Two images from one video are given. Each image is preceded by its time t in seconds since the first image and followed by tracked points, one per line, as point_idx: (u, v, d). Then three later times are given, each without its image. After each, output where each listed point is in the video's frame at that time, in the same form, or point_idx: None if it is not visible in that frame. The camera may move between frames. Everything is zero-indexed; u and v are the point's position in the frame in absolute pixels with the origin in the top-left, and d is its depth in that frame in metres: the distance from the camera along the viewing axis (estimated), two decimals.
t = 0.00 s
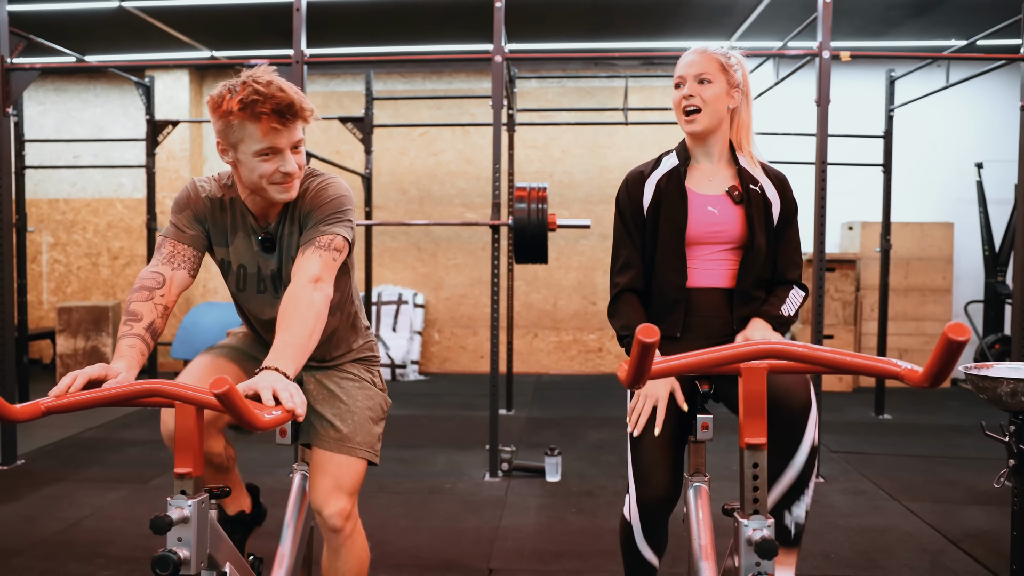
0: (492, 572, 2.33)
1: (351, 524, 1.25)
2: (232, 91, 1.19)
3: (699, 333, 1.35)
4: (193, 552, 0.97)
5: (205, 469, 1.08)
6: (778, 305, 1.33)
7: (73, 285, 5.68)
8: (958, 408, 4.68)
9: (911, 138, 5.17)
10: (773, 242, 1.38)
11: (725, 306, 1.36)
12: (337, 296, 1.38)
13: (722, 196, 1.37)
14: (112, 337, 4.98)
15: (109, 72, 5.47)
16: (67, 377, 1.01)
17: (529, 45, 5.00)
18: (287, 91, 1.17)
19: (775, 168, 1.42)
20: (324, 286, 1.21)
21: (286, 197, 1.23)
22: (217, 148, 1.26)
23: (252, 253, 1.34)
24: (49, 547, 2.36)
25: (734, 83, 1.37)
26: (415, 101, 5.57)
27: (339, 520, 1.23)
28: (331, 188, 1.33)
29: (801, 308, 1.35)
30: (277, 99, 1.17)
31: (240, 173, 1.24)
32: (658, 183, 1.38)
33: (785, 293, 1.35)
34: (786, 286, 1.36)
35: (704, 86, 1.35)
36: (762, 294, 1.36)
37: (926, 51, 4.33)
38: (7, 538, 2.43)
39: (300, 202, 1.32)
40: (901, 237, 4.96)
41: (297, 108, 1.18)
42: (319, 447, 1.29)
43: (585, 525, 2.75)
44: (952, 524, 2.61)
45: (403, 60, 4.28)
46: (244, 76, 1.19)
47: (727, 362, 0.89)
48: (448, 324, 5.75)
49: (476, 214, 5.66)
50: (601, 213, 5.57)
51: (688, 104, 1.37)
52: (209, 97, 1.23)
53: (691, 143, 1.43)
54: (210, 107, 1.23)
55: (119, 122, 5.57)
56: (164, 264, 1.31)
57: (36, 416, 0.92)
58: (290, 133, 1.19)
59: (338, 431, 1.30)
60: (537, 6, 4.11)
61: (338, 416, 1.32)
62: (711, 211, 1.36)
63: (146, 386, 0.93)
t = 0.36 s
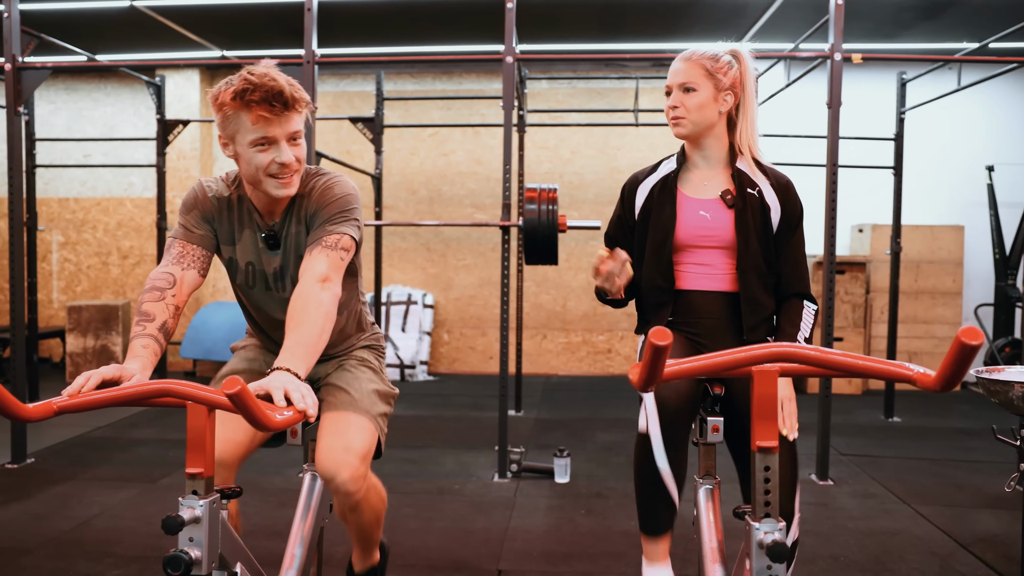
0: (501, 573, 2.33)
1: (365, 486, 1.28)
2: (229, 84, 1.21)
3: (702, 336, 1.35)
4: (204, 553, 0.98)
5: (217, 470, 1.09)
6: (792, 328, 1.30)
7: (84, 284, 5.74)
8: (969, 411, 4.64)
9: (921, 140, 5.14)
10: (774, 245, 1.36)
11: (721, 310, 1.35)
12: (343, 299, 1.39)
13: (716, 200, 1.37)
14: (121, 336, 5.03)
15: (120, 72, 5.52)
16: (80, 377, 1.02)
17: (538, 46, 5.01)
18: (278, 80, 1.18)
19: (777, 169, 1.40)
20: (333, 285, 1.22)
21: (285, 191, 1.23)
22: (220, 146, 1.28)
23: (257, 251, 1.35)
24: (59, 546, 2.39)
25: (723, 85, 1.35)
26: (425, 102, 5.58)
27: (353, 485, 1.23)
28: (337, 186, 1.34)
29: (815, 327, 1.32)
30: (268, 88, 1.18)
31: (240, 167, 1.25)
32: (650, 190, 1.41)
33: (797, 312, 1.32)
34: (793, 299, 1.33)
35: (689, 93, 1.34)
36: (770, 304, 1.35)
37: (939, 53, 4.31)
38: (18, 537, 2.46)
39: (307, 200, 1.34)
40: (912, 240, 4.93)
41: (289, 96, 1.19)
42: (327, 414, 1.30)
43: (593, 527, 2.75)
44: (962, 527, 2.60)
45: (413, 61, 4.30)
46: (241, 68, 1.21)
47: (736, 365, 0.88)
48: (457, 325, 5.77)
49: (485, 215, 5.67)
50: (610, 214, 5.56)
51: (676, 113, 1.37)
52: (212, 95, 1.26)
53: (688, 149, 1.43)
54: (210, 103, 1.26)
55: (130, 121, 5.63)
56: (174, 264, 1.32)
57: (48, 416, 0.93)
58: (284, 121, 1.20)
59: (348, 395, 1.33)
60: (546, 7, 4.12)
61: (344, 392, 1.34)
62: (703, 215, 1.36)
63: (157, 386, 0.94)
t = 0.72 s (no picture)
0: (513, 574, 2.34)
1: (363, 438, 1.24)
2: (259, 84, 1.22)
3: (723, 335, 1.35)
4: (221, 555, 0.99)
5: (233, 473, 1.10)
6: (797, 302, 1.32)
7: (92, 287, 5.78)
8: (978, 410, 4.62)
9: (929, 139, 5.11)
10: (797, 245, 1.38)
11: (746, 311, 1.36)
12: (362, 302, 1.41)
13: (746, 198, 1.37)
14: (129, 339, 5.06)
15: (127, 75, 5.56)
16: (95, 382, 1.03)
17: (545, 47, 5.01)
18: (309, 79, 1.20)
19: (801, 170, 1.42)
20: (355, 290, 1.23)
21: (313, 192, 1.24)
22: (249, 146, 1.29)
23: (281, 251, 1.36)
24: (70, 549, 2.41)
25: (754, 82, 1.38)
26: (432, 103, 5.59)
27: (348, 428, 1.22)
28: (366, 192, 1.35)
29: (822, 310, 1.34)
30: (300, 87, 1.19)
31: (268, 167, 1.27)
32: (680, 186, 1.40)
33: (804, 293, 1.34)
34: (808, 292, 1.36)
35: (722, 90, 1.35)
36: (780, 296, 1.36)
37: (946, 52, 4.28)
38: (30, 541, 2.48)
39: (334, 204, 1.35)
40: (919, 239, 4.90)
41: (320, 96, 1.20)
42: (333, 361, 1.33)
43: (604, 527, 2.75)
44: (973, 525, 2.59)
45: (419, 62, 4.32)
46: (272, 67, 1.22)
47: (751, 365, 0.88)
48: (466, 326, 5.78)
49: (493, 216, 5.68)
50: (618, 214, 5.56)
51: (708, 111, 1.37)
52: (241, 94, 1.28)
53: (715, 146, 1.44)
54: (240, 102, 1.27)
55: (136, 124, 5.67)
56: (192, 265, 1.33)
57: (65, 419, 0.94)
58: (314, 122, 1.21)
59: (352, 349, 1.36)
60: (551, 8, 4.12)
61: (349, 346, 1.36)
62: (734, 212, 1.36)
63: (173, 390, 0.95)
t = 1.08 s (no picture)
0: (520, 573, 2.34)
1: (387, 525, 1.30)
2: (240, 84, 1.22)
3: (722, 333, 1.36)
4: (232, 557, 0.99)
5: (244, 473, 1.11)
6: (811, 330, 1.31)
7: (95, 287, 5.80)
8: (984, 408, 4.60)
9: (934, 138, 5.09)
10: (795, 242, 1.37)
11: (742, 310, 1.36)
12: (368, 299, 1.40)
13: (736, 198, 1.37)
14: (133, 339, 5.08)
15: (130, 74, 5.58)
16: (105, 382, 1.03)
17: (549, 46, 5.01)
18: (287, 79, 1.19)
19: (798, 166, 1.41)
20: (355, 285, 1.23)
21: (298, 191, 1.24)
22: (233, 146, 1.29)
23: (276, 252, 1.37)
24: (76, 551, 2.42)
25: (752, 83, 1.36)
26: (437, 102, 5.60)
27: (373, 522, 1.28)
28: (356, 185, 1.35)
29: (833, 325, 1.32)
30: (278, 87, 1.18)
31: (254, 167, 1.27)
32: (670, 189, 1.40)
33: (815, 311, 1.32)
34: (812, 295, 1.35)
35: (719, 87, 1.34)
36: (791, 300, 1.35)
37: (951, 52, 4.27)
38: (35, 542, 2.49)
39: (324, 200, 1.35)
40: (924, 238, 4.89)
41: (299, 96, 1.19)
42: (351, 453, 1.31)
43: (611, 526, 2.75)
44: (978, 523, 2.58)
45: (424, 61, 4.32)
46: (253, 68, 1.21)
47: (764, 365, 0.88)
48: (471, 325, 5.78)
49: (497, 215, 5.69)
50: (624, 213, 5.55)
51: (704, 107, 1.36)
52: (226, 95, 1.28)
53: (708, 145, 1.43)
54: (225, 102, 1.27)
55: (139, 123, 5.69)
56: (193, 268, 1.34)
57: (75, 421, 0.94)
58: (294, 121, 1.20)
59: (372, 437, 1.31)
60: (555, 7, 4.12)
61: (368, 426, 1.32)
62: (724, 213, 1.37)
63: (184, 391, 0.95)
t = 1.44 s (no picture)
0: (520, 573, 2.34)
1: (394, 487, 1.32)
2: (242, 87, 1.20)
3: (735, 335, 1.36)
4: (235, 558, 0.99)
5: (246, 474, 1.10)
6: (814, 300, 1.35)
7: (88, 285, 5.78)
8: (978, 406, 4.62)
9: (930, 138, 5.10)
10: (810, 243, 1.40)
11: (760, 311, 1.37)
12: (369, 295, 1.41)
13: (758, 198, 1.37)
14: (127, 338, 5.06)
15: (125, 71, 5.56)
16: (107, 382, 1.02)
17: (546, 44, 5.00)
18: (288, 89, 1.17)
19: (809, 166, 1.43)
20: (358, 284, 1.23)
21: (296, 194, 1.25)
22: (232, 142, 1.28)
23: (278, 251, 1.36)
24: (73, 551, 2.41)
25: (774, 82, 1.37)
26: (433, 100, 5.59)
27: (382, 486, 1.28)
28: (358, 185, 1.35)
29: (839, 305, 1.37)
30: (279, 97, 1.16)
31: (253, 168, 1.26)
32: (693, 186, 1.39)
33: (822, 291, 1.37)
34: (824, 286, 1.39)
35: (750, 89, 1.33)
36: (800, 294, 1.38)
37: (946, 52, 4.28)
38: (31, 543, 2.48)
39: (326, 200, 1.34)
40: (919, 236, 4.90)
41: (300, 108, 1.17)
42: (359, 412, 1.35)
43: (610, 525, 2.75)
44: (975, 520, 2.59)
45: (421, 59, 4.31)
46: (254, 71, 1.19)
47: (769, 365, 0.88)
48: (467, 324, 5.78)
49: (494, 213, 5.68)
50: (620, 212, 5.56)
51: (734, 109, 1.35)
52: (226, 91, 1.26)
53: (728, 144, 1.42)
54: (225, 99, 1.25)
55: (134, 120, 5.66)
56: (194, 268, 1.33)
57: (77, 422, 0.93)
58: (293, 132, 1.19)
59: (380, 399, 1.37)
60: (553, 5, 4.11)
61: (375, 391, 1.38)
62: (747, 213, 1.36)
63: (187, 391, 0.94)
